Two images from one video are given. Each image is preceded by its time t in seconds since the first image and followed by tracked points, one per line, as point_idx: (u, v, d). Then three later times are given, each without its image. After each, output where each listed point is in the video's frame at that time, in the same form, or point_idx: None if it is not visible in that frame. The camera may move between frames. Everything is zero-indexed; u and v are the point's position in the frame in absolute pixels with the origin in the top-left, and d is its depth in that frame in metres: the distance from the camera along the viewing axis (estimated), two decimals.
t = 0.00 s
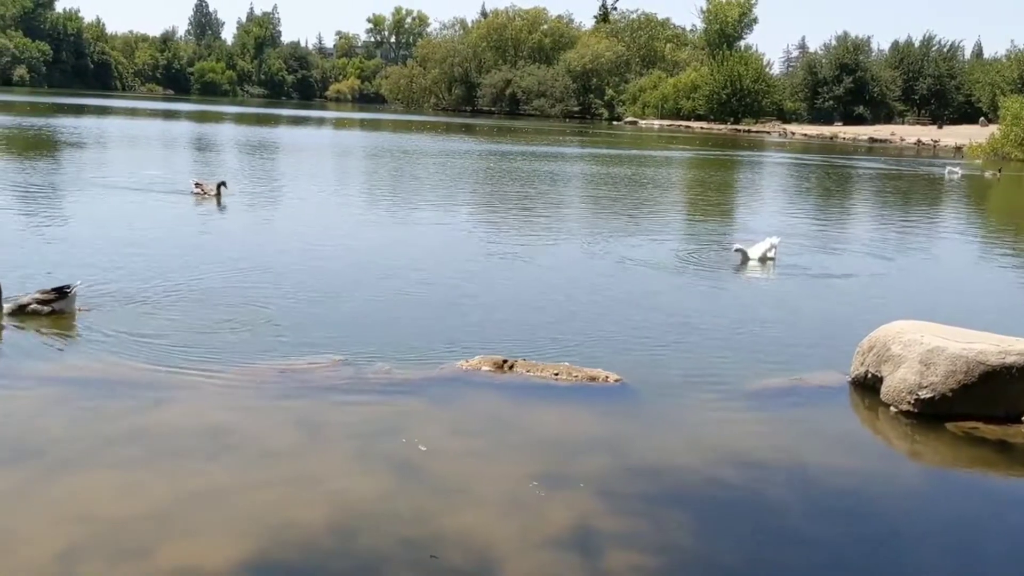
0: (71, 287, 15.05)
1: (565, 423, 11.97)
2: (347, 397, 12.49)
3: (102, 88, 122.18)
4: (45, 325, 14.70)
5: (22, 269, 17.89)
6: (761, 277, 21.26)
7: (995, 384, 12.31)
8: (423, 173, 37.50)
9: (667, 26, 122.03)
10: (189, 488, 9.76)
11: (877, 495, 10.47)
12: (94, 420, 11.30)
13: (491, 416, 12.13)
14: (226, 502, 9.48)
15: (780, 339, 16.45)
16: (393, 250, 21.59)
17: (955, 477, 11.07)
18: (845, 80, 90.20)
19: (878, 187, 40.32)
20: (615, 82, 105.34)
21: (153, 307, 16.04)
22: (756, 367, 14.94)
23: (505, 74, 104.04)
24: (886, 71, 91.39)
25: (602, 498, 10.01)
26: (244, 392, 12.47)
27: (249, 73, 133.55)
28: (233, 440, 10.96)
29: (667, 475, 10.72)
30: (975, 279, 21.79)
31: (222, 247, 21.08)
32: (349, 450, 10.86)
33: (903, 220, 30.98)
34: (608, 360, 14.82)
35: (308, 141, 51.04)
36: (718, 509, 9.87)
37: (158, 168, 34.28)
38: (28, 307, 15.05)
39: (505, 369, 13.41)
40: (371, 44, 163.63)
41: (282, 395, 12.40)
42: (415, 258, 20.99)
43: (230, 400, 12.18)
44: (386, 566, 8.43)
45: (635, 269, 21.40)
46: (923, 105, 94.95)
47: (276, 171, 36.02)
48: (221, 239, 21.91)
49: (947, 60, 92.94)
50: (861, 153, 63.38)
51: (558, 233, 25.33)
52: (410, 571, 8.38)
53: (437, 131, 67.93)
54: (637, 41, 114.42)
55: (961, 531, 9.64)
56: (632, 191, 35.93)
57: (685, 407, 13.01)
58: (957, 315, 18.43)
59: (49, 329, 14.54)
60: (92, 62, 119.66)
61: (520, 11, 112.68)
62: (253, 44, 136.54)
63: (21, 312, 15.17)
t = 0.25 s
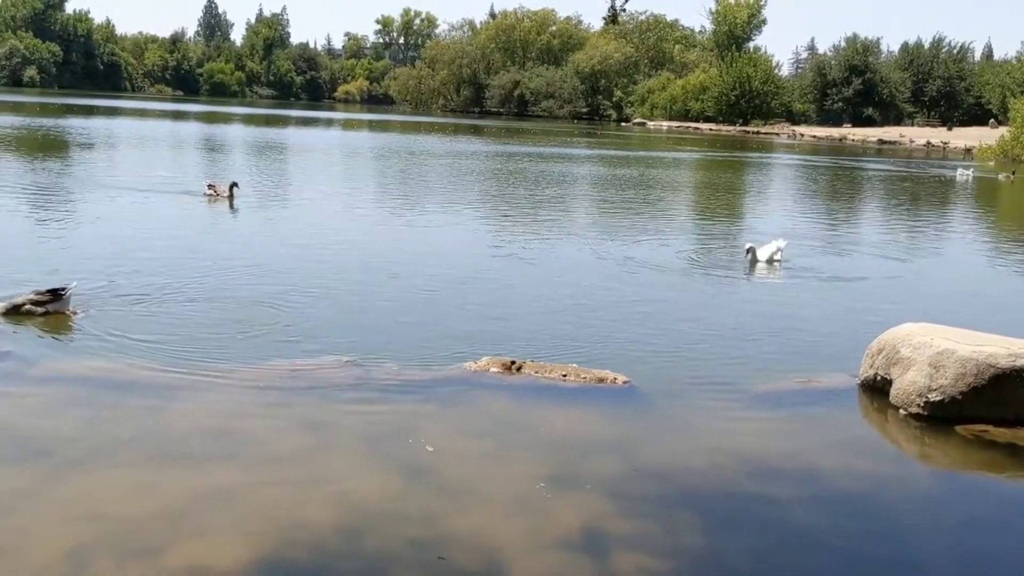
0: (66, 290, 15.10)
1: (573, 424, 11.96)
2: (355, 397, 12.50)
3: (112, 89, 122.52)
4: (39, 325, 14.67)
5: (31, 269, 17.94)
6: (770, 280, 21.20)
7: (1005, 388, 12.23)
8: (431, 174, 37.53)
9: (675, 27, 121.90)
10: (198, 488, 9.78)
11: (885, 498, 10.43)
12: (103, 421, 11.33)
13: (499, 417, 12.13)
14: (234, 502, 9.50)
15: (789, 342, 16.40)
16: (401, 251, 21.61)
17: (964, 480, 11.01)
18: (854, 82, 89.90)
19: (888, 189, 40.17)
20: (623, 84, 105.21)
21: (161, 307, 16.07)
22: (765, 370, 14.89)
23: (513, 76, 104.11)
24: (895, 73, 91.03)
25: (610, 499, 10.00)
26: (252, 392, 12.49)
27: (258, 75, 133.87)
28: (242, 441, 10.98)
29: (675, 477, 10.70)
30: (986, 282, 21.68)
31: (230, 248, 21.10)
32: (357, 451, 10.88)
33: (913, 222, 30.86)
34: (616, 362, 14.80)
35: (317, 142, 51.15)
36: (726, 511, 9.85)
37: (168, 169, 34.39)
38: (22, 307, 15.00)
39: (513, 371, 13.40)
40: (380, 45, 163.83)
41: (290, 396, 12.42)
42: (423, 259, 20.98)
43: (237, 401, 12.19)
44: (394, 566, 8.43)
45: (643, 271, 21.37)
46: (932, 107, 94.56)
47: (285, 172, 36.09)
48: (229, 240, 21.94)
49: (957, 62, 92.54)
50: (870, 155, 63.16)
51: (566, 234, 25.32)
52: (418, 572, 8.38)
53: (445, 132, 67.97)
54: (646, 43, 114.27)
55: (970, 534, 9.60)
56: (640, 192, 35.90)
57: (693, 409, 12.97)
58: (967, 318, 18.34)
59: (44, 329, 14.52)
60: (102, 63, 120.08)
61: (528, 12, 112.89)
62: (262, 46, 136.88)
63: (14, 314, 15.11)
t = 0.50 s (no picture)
0: (60, 286, 15.13)
1: (582, 425, 11.95)
2: (363, 397, 12.52)
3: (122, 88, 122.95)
4: (35, 323, 14.69)
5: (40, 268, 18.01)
6: (780, 281, 21.13)
7: (1016, 390, 12.16)
8: (440, 175, 37.56)
9: (685, 27, 121.66)
10: (205, 487, 9.81)
11: (894, 500, 10.39)
12: (111, 419, 11.37)
13: (507, 418, 12.13)
14: (243, 502, 9.52)
15: (799, 343, 16.34)
16: (410, 251, 21.61)
17: (974, 482, 10.97)
18: (864, 83, 89.55)
19: (898, 190, 40.02)
20: (633, 84, 105.03)
21: (170, 307, 16.10)
22: (774, 372, 14.84)
23: (522, 76, 104.11)
24: (906, 74, 90.64)
25: (619, 500, 9.99)
26: (261, 392, 12.52)
27: (268, 75, 134.18)
28: (250, 440, 11.01)
29: (683, 478, 10.68)
30: (997, 284, 21.57)
31: (239, 247, 21.15)
32: (365, 451, 10.89)
33: (924, 223, 30.73)
34: (625, 363, 14.78)
35: (326, 142, 51.25)
36: (734, 512, 9.83)
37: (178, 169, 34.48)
38: (17, 305, 15.02)
39: (522, 371, 13.39)
40: (389, 46, 164.02)
41: (299, 396, 12.44)
42: (432, 260, 20.99)
43: (246, 400, 12.22)
44: (402, 566, 8.44)
45: (652, 272, 21.32)
46: (943, 108, 94.14)
47: (294, 172, 36.17)
48: (238, 240, 21.98)
49: (968, 63, 92.09)
50: (880, 156, 62.90)
51: (575, 235, 25.31)
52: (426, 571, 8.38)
53: (454, 132, 67.99)
54: (655, 43, 114.06)
55: (980, 537, 9.56)
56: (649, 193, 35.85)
57: (702, 410, 12.95)
58: (978, 320, 18.25)
59: (39, 327, 14.54)
60: (112, 63, 120.50)
61: (538, 13, 112.94)
62: (272, 46, 137.16)
63: (9, 311, 15.12)
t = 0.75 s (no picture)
0: (56, 283, 15.24)
1: (591, 424, 11.96)
2: (372, 395, 12.54)
3: (132, 87, 123.24)
4: (32, 320, 14.82)
5: (50, 267, 18.06)
6: (789, 281, 21.09)
7: None
8: (448, 174, 37.64)
9: (694, 26, 121.37)
10: (214, 485, 9.84)
11: (904, 500, 10.37)
12: (120, 418, 11.41)
13: (515, 416, 12.15)
14: (254, 499, 9.57)
15: (809, 343, 16.32)
16: (420, 250, 21.65)
17: (983, 483, 10.93)
18: (874, 82, 89.25)
19: (908, 190, 39.87)
20: (642, 83, 104.87)
21: (179, 305, 16.14)
22: (784, 371, 14.80)
23: (531, 75, 104.21)
24: (916, 73, 90.28)
25: (627, 500, 9.99)
26: (271, 390, 12.56)
27: (278, 74, 134.50)
28: (260, 438, 11.06)
29: (691, 477, 10.69)
30: (1008, 284, 21.50)
31: (248, 246, 21.18)
32: (374, 449, 10.92)
33: (934, 223, 30.64)
34: (634, 362, 14.79)
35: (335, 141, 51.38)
36: (743, 512, 9.83)
37: (188, 167, 34.67)
38: (13, 303, 15.15)
39: (531, 370, 13.39)
40: (399, 44, 164.30)
41: (307, 394, 12.46)
42: (441, 258, 21.04)
43: (255, 399, 12.24)
44: (411, 564, 8.46)
45: (663, 271, 21.34)
46: (953, 107, 93.76)
47: (303, 170, 36.31)
48: (247, 239, 22.01)
49: (979, 62, 91.71)
50: (890, 155, 62.71)
51: (583, 234, 25.30)
52: (435, 570, 8.40)
53: (463, 131, 67.97)
54: (665, 42, 113.86)
55: (990, 537, 9.52)
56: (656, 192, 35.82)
57: (711, 410, 12.94)
58: (988, 320, 18.16)
59: (36, 324, 14.67)
60: (123, 62, 120.81)
61: (547, 12, 112.86)
62: (282, 45, 137.49)
63: (6, 309, 15.26)
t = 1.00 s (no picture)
0: (53, 282, 15.20)
1: (601, 423, 11.94)
2: (381, 394, 12.55)
3: (143, 87, 123.54)
4: (25, 318, 14.79)
5: (62, 265, 18.13)
6: (800, 280, 21.02)
7: None
8: (457, 172, 37.66)
9: (704, 24, 121.04)
10: (225, 483, 9.87)
11: (915, 500, 10.32)
12: (130, 416, 11.45)
13: (525, 415, 12.15)
14: (264, 497, 9.60)
15: (820, 342, 16.26)
16: (430, 249, 21.66)
17: (996, 483, 10.86)
18: (885, 80, 88.83)
19: (919, 188, 39.69)
20: (652, 82, 104.62)
21: (190, 304, 16.19)
22: (795, 371, 14.74)
23: (541, 74, 104.17)
24: (928, 71, 89.78)
25: (637, 499, 9.97)
26: (281, 388, 12.59)
27: (288, 73, 134.71)
28: (270, 436, 11.08)
29: (701, 476, 10.66)
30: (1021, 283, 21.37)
31: (258, 245, 21.22)
32: (384, 447, 10.93)
33: (946, 221, 30.49)
34: (644, 361, 14.76)
35: (345, 140, 51.47)
36: (753, 512, 9.80)
37: (199, 166, 34.77)
38: (9, 301, 15.15)
39: (540, 369, 13.37)
40: (409, 43, 164.49)
41: (317, 393, 12.47)
42: (451, 257, 21.04)
43: (265, 397, 12.27)
44: (422, 563, 8.46)
45: (673, 270, 21.30)
46: (966, 105, 93.21)
47: (313, 169, 36.39)
48: (257, 238, 22.05)
49: (992, 60, 91.14)
50: (902, 154, 62.41)
51: (593, 233, 25.27)
52: (445, 568, 8.40)
53: (473, 130, 67.92)
54: (675, 41, 113.58)
55: (1002, 538, 9.47)
56: (666, 191, 35.74)
57: (721, 409, 12.90)
58: (1001, 319, 18.04)
59: (30, 322, 14.64)
60: (134, 61, 121.10)
61: (557, 10, 112.72)
62: (292, 44, 137.76)
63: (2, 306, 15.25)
